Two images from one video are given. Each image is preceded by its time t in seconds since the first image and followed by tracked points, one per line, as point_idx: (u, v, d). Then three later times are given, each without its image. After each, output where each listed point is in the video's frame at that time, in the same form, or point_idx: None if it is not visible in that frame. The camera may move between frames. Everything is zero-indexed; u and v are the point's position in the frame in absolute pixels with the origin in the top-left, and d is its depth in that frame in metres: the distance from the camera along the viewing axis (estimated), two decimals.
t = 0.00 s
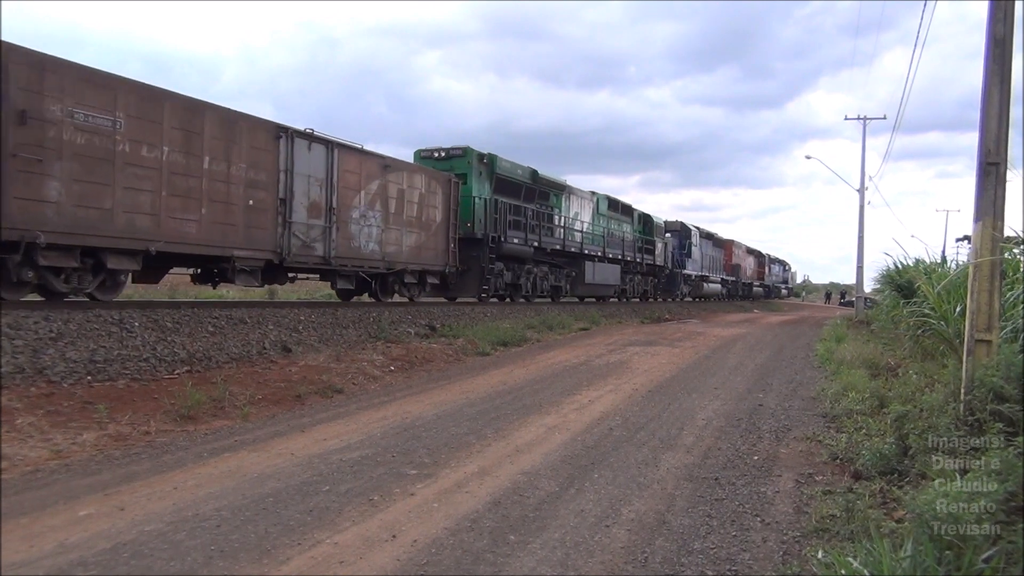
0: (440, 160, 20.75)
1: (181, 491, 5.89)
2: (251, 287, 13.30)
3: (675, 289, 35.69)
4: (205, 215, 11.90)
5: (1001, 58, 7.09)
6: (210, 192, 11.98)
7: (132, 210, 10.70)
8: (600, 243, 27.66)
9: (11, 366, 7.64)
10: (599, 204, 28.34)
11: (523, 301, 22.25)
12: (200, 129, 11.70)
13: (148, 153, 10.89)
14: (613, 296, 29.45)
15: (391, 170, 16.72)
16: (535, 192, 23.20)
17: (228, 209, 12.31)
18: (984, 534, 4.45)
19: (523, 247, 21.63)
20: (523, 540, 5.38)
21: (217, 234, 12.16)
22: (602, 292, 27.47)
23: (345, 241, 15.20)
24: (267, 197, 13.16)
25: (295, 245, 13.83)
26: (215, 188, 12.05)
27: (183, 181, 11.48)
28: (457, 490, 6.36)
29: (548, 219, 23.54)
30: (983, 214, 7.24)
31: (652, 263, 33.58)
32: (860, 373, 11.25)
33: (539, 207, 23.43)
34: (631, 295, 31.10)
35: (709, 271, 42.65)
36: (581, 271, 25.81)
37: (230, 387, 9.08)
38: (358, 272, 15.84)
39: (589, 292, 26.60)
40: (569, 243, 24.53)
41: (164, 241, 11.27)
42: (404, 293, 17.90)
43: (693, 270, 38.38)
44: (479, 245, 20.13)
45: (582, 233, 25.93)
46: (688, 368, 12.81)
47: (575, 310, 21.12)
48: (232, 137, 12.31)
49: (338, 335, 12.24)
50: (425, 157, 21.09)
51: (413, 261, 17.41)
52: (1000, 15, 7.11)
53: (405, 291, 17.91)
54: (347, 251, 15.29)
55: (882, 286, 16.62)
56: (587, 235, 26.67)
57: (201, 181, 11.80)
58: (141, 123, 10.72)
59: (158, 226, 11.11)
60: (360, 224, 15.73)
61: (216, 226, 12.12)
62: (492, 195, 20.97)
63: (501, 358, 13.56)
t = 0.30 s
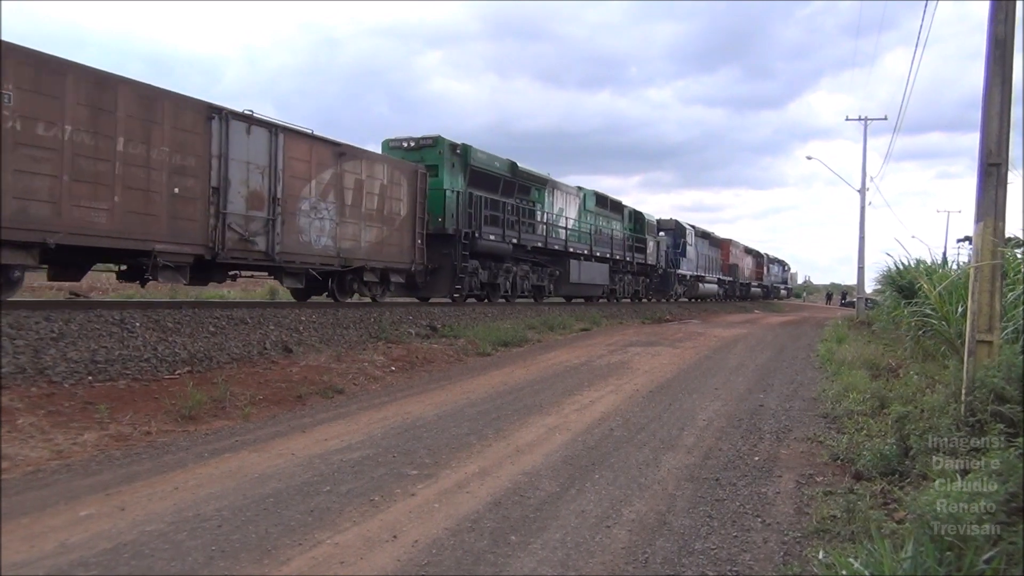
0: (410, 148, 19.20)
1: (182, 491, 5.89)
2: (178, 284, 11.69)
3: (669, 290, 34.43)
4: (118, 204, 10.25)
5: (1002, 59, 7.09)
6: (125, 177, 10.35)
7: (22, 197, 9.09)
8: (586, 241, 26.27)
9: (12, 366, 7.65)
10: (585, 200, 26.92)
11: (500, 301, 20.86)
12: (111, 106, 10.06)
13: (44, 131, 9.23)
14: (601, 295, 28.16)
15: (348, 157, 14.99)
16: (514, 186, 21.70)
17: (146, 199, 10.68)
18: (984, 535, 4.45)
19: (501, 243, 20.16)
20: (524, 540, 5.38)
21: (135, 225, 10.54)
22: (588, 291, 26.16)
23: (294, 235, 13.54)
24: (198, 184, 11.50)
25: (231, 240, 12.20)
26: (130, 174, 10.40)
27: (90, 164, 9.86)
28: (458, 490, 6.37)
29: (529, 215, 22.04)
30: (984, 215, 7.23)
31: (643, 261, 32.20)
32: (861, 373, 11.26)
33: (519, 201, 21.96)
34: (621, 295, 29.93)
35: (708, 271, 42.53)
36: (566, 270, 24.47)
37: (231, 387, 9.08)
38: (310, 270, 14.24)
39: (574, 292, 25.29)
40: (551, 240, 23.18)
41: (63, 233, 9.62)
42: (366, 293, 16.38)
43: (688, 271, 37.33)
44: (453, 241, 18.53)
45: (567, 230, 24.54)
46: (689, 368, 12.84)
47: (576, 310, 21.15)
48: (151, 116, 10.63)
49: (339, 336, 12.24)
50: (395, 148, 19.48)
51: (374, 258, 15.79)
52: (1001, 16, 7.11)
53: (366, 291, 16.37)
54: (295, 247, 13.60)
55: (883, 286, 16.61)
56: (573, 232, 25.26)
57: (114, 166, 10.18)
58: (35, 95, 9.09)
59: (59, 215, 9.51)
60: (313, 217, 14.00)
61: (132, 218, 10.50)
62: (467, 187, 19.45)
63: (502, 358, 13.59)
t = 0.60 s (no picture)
0: (373, 135, 17.89)
1: (183, 492, 5.89)
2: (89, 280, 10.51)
3: (661, 289, 33.29)
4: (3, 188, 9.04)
5: (1002, 60, 7.09)
6: (15, 159, 9.10)
7: None
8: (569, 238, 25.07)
9: (12, 367, 7.65)
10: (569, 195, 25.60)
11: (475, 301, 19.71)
12: None
13: None
14: (588, 296, 27.08)
15: (293, 144, 13.79)
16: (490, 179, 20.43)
17: (43, 184, 9.46)
18: (984, 535, 4.44)
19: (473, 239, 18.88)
20: (524, 541, 5.38)
21: (28, 214, 9.32)
22: (572, 290, 25.01)
23: (228, 228, 12.39)
24: (108, 169, 10.32)
25: (150, 232, 11.06)
26: (22, 156, 9.14)
27: None
28: (458, 491, 6.37)
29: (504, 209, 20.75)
30: (984, 216, 7.23)
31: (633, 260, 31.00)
32: (861, 374, 11.26)
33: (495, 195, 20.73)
34: (610, 296, 28.86)
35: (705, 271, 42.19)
36: (548, 268, 23.35)
37: (232, 388, 9.08)
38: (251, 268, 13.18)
39: (557, 291, 24.14)
40: (530, 237, 21.99)
41: None
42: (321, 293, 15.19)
43: (682, 270, 36.24)
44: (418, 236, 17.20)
45: (549, 227, 23.33)
46: (689, 369, 12.85)
47: (576, 310, 21.16)
48: (51, 91, 9.47)
49: (340, 336, 12.23)
50: (357, 137, 18.27)
51: (322, 254, 14.58)
52: (1001, 16, 7.11)
53: (319, 290, 15.10)
54: (229, 241, 12.44)
55: (883, 286, 16.60)
56: (555, 229, 24.04)
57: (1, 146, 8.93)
58: None
59: None
60: (251, 208, 12.86)
61: (26, 205, 9.30)
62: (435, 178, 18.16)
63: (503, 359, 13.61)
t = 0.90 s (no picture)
0: (326, 122, 16.28)
1: (181, 492, 5.89)
2: None
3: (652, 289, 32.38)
4: None
5: (1001, 61, 7.10)
6: None
7: None
8: (551, 235, 23.90)
9: (10, 368, 7.63)
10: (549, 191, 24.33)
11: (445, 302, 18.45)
12: None
13: None
14: (573, 295, 25.99)
15: (230, 125, 12.05)
16: (461, 170, 19.12)
17: None
18: (983, 536, 4.44)
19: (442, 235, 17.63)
20: (522, 542, 5.37)
21: None
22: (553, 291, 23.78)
23: (143, 219, 10.60)
24: None
25: (45, 222, 9.38)
26: None
27: None
28: (457, 491, 6.37)
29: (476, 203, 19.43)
30: (983, 217, 7.24)
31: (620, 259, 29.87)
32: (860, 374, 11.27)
33: (465, 189, 19.33)
34: (595, 296, 27.95)
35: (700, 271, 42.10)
36: (527, 267, 22.19)
37: (230, 388, 9.08)
38: (174, 264, 11.41)
39: (538, 291, 23.01)
40: (507, 233, 20.80)
41: None
42: (263, 293, 13.40)
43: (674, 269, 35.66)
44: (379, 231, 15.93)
45: (528, 223, 22.14)
46: (687, 369, 12.87)
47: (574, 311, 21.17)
48: None
49: (338, 337, 12.23)
50: (311, 123, 16.44)
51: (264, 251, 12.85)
52: (1000, 17, 7.12)
53: (262, 290, 13.35)
54: (145, 234, 10.65)
55: (881, 287, 16.63)
56: (535, 225, 22.87)
57: None
58: None
59: None
60: (175, 196, 11.07)
61: None
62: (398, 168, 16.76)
63: (502, 359, 13.62)
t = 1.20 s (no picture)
0: (272, 107, 14.87)
1: (179, 494, 5.89)
2: None
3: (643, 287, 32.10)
4: None
5: (997, 61, 7.11)
6: None
7: None
8: (529, 232, 22.80)
9: (7, 370, 7.61)
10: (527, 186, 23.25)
11: (410, 302, 17.21)
12: None
13: None
14: (554, 294, 24.92)
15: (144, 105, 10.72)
16: (428, 161, 17.75)
17: None
18: (981, 536, 4.44)
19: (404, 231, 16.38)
20: (520, 542, 5.37)
21: None
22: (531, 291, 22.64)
23: (37, 208, 9.37)
24: None
25: None
26: None
27: None
28: (455, 492, 6.37)
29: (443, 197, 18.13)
30: (979, 217, 7.25)
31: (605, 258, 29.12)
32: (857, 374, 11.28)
33: (433, 181, 18.00)
34: (579, 296, 27.02)
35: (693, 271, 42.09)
36: (502, 265, 21.01)
37: (228, 390, 9.07)
38: (76, 261, 10.09)
39: (514, 290, 21.89)
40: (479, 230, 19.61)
41: None
42: (194, 293, 12.08)
43: (665, 267, 35.42)
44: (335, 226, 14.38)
45: (502, 219, 20.96)
46: (685, 369, 12.88)
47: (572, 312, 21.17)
48: None
49: (336, 338, 12.22)
50: (260, 109, 15.06)
51: (186, 245, 11.50)
52: (997, 18, 7.12)
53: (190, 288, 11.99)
54: (38, 226, 9.39)
55: (878, 287, 16.66)
56: (510, 222, 21.72)
57: None
58: None
59: None
60: (77, 183, 9.79)
61: None
62: (354, 157, 15.36)
63: (500, 360, 13.62)
